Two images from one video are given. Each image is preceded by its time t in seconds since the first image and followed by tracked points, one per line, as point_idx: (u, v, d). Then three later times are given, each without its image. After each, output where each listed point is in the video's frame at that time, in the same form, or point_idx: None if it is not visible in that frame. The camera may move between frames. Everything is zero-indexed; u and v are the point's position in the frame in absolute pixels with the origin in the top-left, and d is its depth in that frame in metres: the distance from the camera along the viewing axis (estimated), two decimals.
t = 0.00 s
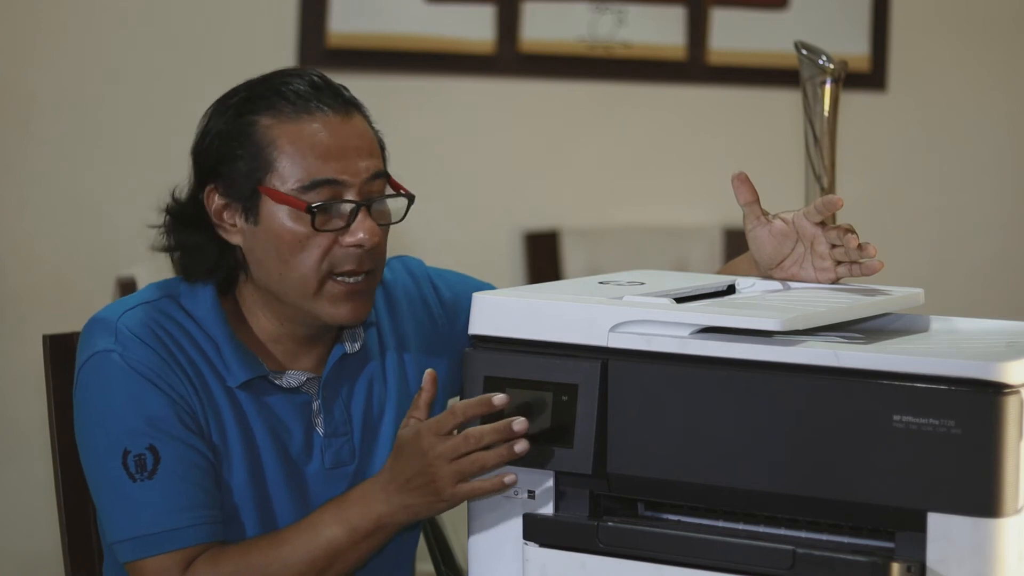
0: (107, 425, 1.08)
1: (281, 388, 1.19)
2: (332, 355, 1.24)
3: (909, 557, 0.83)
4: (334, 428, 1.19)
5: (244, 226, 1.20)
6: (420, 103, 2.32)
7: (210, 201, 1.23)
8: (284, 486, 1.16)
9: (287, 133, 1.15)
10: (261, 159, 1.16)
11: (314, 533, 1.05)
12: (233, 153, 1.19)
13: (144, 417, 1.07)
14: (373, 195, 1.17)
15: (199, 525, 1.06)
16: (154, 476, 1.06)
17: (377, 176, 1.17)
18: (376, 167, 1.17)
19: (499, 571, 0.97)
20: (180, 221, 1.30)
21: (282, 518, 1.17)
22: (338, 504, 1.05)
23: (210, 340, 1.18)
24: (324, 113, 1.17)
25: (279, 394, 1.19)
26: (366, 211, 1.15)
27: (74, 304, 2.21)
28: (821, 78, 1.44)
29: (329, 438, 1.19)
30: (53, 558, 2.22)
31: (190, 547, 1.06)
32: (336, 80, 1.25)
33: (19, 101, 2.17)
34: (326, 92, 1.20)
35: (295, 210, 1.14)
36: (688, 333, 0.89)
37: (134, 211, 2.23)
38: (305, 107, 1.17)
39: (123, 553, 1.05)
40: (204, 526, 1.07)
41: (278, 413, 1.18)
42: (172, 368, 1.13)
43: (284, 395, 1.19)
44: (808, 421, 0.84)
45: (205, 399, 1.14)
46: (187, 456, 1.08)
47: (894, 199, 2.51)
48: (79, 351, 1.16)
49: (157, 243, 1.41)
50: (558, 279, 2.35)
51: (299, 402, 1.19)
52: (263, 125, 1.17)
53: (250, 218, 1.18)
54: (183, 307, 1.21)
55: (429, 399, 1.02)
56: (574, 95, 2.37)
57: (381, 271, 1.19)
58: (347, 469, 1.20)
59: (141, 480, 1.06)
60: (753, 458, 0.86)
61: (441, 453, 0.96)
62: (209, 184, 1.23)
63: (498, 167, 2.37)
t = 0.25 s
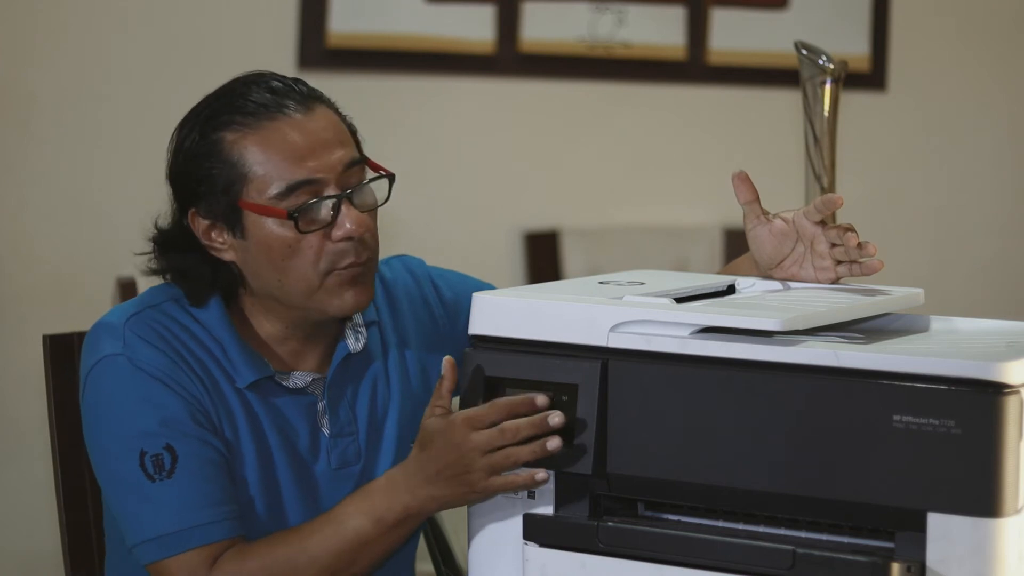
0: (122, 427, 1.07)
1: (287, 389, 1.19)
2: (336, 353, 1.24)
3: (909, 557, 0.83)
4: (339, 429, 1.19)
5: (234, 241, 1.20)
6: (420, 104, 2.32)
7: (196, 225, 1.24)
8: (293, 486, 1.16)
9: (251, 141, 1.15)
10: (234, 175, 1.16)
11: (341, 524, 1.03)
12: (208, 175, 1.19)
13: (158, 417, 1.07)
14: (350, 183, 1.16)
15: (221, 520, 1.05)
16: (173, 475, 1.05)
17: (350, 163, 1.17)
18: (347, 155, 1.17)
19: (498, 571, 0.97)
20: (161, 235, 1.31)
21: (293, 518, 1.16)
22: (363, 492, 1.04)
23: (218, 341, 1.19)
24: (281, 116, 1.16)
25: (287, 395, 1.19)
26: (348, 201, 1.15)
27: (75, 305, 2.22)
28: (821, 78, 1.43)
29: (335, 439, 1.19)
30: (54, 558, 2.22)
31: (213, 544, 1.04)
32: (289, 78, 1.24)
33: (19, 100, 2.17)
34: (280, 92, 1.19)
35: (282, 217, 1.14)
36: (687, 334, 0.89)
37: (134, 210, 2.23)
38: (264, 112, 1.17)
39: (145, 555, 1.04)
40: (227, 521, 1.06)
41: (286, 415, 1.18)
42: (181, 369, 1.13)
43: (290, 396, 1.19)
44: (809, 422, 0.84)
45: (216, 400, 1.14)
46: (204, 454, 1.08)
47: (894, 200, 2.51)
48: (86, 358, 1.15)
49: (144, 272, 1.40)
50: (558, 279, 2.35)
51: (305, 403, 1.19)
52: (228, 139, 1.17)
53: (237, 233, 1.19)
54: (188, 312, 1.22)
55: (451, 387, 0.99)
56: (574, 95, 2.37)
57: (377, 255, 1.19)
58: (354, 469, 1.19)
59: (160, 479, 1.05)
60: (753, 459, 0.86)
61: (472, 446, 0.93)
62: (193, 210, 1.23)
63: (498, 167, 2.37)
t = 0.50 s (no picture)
0: (122, 425, 1.07)
1: (287, 389, 1.19)
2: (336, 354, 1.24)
3: (909, 557, 0.83)
4: (339, 430, 1.19)
5: (208, 243, 1.23)
6: (420, 104, 2.32)
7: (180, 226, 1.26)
8: (293, 486, 1.16)
9: (211, 147, 1.16)
10: (200, 179, 1.18)
11: (336, 517, 1.04)
12: (178, 180, 1.21)
13: (159, 414, 1.07)
14: (310, 184, 1.16)
15: (221, 516, 1.05)
16: (173, 472, 1.05)
17: (310, 164, 1.16)
18: (308, 155, 1.16)
19: (498, 571, 0.97)
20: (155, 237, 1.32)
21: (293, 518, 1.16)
22: (358, 485, 1.04)
23: (218, 340, 1.19)
24: (241, 118, 1.16)
25: (286, 394, 1.19)
26: (305, 204, 1.15)
27: (75, 305, 2.22)
28: (821, 78, 1.44)
29: (335, 440, 1.19)
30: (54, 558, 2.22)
31: (212, 540, 1.04)
32: (264, 76, 1.24)
33: (19, 100, 2.17)
34: (247, 92, 1.19)
35: (240, 223, 1.16)
36: (688, 333, 0.89)
37: (134, 210, 2.23)
38: (227, 114, 1.17)
39: (146, 552, 1.04)
40: (227, 518, 1.06)
41: (286, 414, 1.18)
42: (182, 367, 1.13)
43: (289, 397, 1.19)
44: (809, 422, 0.84)
45: (217, 399, 1.15)
46: (203, 451, 1.08)
47: (894, 200, 2.51)
48: (87, 357, 1.15)
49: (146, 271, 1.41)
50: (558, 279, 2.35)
51: (305, 404, 1.19)
52: (193, 144, 1.18)
53: (209, 236, 1.21)
54: (189, 311, 1.22)
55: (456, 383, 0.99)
56: (574, 94, 2.37)
57: (344, 255, 1.18)
58: (354, 470, 1.20)
59: (160, 476, 1.05)
60: (753, 459, 0.86)
61: (477, 441, 0.93)
62: (171, 213, 1.26)
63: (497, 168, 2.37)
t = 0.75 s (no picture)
0: (116, 417, 1.07)
1: (280, 388, 1.19)
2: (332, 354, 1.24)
3: (909, 557, 0.83)
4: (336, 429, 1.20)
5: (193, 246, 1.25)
6: (420, 104, 2.32)
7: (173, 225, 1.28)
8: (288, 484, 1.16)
9: (187, 154, 1.17)
10: (179, 184, 1.19)
11: (297, 489, 0.98)
12: (161, 183, 1.22)
13: (152, 406, 1.07)
14: (282, 194, 1.16)
15: (214, 504, 1.04)
16: (166, 462, 1.04)
17: (282, 174, 1.15)
18: (279, 165, 1.15)
19: (498, 570, 0.97)
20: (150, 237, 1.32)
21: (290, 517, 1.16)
22: (313, 454, 0.98)
23: (213, 339, 1.19)
24: (216, 125, 1.16)
25: (278, 393, 1.19)
26: (274, 214, 1.15)
27: (75, 304, 2.22)
28: (821, 78, 1.44)
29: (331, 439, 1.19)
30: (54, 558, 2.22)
31: (204, 526, 1.02)
32: (250, 78, 1.22)
33: (19, 101, 2.17)
34: (226, 98, 1.18)
35: (211, 232, 1.17)
36: (688, 334, 0.89)
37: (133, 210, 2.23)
38: (204, 120, 1.17)
39: (139, 543, 1.02)
40: (220, 507, 1.04)
41: (279, 414, 1.18)
42: (177, 363, 1.13)
43: (285, 396, 1.19)
44: (809, 422, 0.84)
45: (212, 395, 1.15)
46: (197, 442, 1.07)
47: (894, 199, 2.51)
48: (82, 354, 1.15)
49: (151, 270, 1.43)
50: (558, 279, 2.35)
51: (298, 403, 1.19)
52: (173, 148, 1.19)
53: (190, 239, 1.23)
54: (184, 310, 1.22)
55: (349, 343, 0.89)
56: (574, 94, 2.37)
57: (316, 264, 1.18)
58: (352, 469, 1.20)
59: (153, 466, 1.04)
60: (753, 459, 0.86)
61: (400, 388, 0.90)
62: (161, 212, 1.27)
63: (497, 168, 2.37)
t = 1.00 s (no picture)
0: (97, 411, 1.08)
1: (275, 387, 1.19)
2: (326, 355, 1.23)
3: (909, 557, 0.83)
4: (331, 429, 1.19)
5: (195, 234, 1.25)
6: (420, 104, 2.32)
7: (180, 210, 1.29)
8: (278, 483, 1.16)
9: (198, 141, 1.17)
10: (186, 170, 1.20)
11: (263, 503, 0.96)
12: (170, 166, 1.23)
13: (130, 402, 1.07)
14: (287, 193, 1.16)
15: (177, 503, 1.03)
16: (136, 458, 1.04)
17: (290, 173, 1.16)
18: (288, 163, 1.16)
19: (498, 571, 0.97)
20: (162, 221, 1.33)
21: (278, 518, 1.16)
22: (281, 470, 0.96)
23: (204, 338, 1.19)
24: (231, 117, 1.16)
25: (272, 393, 1.19)
26: (276, 211, 1.15)
27: (75, 304, 2.22)
28: (821, 78, 1.44)
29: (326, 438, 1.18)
30: (54, 558, 2.22)
31: (167, 525, 1.02)
32: (274, 74, 1.23)
33: (19, 101, 2.17)
34: (244, 91, 1.18)
35: (212, 220, 1.17)
36: (687, 334, 0.89)
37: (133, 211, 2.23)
38: (220, 109, 1.17)
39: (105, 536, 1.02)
40: (183, 505, 1.04)
41: (272, 412, 1.18)
42: (162, 360, 1.13)
43: (279, 395, 1.19)
44: (809, 421, 0.84)
45: (197, 395, 1.15)
46: (173, 441, 1.07)
47: (894, 199, 2.51)
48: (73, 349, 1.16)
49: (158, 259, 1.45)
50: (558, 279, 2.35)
51: (293, 401, 1.19)
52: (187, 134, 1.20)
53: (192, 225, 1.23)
54: (178, 308, 1.22)
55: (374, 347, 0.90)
56: (574, 94, 2.37)
57: (313, 267, 1.18)
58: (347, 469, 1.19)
59: (123, 462, 1.04)
60: (753, 459, 0.86)
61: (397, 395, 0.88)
62: (169, 195, 1.28)
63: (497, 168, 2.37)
